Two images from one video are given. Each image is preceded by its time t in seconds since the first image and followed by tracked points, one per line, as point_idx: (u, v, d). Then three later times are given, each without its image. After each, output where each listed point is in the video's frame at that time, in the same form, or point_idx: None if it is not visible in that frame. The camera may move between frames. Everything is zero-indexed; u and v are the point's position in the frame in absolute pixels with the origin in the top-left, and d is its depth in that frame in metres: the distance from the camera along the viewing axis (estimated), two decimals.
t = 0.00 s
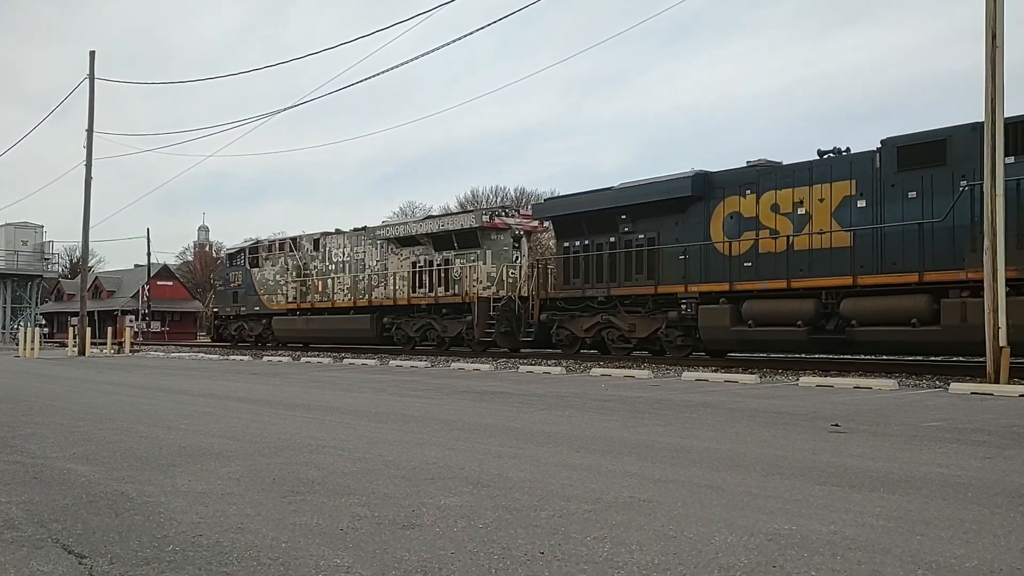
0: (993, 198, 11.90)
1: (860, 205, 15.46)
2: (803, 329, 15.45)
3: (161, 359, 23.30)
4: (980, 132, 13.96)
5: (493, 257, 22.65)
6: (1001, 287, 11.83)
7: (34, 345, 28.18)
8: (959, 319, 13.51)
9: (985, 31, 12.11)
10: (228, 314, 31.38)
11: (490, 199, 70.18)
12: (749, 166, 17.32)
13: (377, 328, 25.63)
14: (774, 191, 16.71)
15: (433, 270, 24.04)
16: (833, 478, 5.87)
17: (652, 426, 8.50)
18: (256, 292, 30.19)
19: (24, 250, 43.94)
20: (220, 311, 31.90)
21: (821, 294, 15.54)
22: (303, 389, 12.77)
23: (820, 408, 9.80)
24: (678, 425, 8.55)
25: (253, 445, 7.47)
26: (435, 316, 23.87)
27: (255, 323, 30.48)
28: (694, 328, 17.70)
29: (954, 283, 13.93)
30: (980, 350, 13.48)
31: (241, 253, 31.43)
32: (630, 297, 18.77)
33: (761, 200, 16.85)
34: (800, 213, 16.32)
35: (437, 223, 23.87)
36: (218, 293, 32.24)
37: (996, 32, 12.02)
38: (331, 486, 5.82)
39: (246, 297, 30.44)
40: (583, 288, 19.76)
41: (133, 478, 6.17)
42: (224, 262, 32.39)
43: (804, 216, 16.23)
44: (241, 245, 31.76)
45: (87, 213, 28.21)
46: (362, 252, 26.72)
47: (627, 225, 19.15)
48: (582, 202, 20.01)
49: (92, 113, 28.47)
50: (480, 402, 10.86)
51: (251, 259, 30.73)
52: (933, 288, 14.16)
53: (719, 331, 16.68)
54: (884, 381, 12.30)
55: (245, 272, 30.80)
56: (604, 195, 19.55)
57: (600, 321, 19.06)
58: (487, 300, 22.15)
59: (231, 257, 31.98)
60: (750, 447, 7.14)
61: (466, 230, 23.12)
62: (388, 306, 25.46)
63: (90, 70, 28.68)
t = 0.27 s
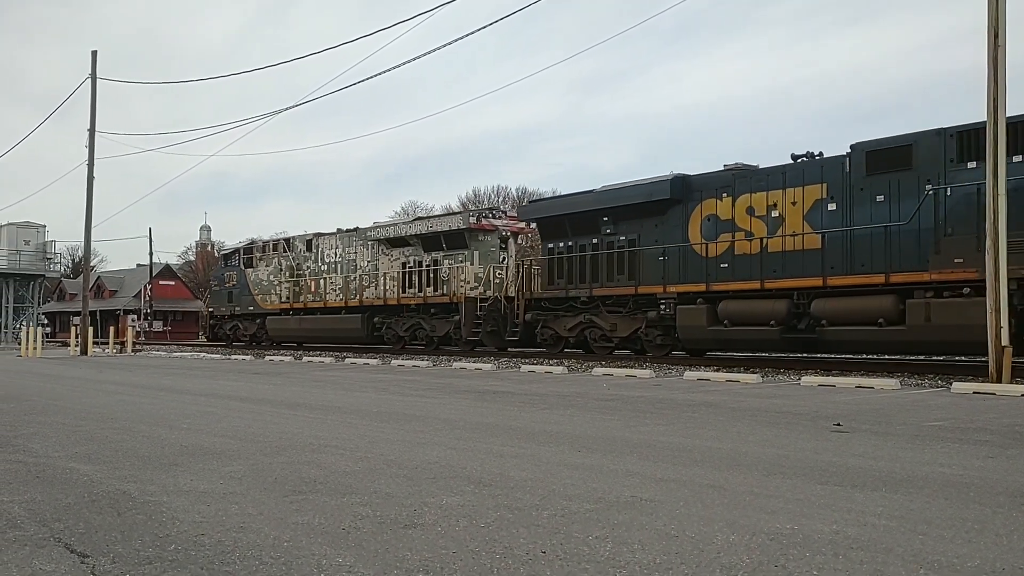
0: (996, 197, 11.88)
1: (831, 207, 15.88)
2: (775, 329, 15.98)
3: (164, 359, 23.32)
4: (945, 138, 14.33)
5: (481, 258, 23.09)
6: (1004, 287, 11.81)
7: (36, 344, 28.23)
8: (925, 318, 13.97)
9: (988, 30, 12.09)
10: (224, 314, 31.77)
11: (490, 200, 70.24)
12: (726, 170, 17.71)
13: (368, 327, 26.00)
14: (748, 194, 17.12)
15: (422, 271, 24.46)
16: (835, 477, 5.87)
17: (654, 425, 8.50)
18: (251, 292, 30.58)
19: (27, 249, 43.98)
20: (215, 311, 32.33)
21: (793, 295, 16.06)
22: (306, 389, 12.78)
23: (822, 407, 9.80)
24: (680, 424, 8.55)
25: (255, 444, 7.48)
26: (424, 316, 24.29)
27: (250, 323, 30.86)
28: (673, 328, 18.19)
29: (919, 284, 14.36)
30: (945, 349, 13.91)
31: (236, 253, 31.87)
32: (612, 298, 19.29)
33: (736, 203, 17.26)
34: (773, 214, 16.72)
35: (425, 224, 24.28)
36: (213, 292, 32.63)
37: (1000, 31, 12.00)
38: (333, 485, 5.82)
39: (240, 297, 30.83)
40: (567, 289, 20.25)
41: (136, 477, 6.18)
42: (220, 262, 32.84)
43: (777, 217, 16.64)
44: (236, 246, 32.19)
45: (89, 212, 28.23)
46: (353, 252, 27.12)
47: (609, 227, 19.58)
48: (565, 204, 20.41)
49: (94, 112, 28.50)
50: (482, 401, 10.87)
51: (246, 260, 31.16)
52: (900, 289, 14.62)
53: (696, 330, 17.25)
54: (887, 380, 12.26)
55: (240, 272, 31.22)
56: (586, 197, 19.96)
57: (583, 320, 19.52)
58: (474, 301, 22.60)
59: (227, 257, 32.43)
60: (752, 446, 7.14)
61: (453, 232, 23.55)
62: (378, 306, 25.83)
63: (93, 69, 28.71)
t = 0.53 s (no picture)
0: (998, 196, 11.87)
1: (804, 210, 16.32)
2: (750, 329, 16.34)
3: (166, 358, 23.32)
4: (911, 143, 14.83)
5: (468, 258, 23.51)
6: (1006, 286, 11.80)
7: (39, 344, 28.26)
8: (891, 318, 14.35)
9: (991, 29, 12.07)
10: (219, 314, 32.04)
11: (491, 200, 70.25)
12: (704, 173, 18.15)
13: (359, 327, 26.20)
14: (725, 197, 17.54)
15: (412, 272, 24.74)
16: (837, 477, 5.86)
17: (656, 425, 8.50)
18: (245, 292, 30.76)
19: (29, 249, 43.98)
20: (211, 311, 32.62)
21: (767, 296, 16.41)
22: (308, 388, 12.77)
23: (824, 407, 9.78)
24: (682, 424, 8.54)
25: (257, 444, 7.48)
26: (413, 315, 24.54)
27: (245, 323, 31.09)
28: (654, 327, 18.50)
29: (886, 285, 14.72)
30: (910, 348, 14.28)
31: (231, 253, 32.06)
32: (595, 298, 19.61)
33: (714, 205, 17.67)
34: (749, 217, 17.15)
35: (414, 225, 24.57)
36: (211, 293, 32.97)
37: (1002, 30, 11.99)
38: (335, 484, 5.82)
39: (235, 297, 31.06)
40: (551, 289, 20.59)
41: (137, 476, 6.19)
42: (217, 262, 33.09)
43: (752, 220, 17.07)
44: (232, 246, 32.40)
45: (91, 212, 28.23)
46: (345, 253, 27.30)
47: (592, 229, 19.95)
48: (550, 206, 20.78)
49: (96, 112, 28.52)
50: (483, 401, 10.86)
51: (241, 260, 31.34)
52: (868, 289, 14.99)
53: (674, 330, 17.58)
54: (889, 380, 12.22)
55: (235, 273, 31.41)
56: (570, 200, 20.38)
57: (567, 320, 19.87)
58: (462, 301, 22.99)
59: (223, 257, 32.66)
60: (754, 446, 7.13)
61: (442, 233, 23.80)
62: (369, 306, 26.03)
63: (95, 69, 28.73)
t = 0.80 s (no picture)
0: (1000, 195, 11.86)
1: (775, 213, 16.77)
2: (722, 328, 16.87)
3: (168, 358, 23.33)
4: (875, 149, 15.23)
5: (455, 260, 23.76)
6: (1008, 286, 11.79)
7: (41, 344, 28.28)
8: (855, 319, 14.87)
9: (993, 28, 12.06)
10: (214, 313, 32.48)
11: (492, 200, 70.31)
12: (681, 177, 18.61)
13: (349, 327, 26.69)
14: (700, 200, 17.99)
15: (400, 272, 25.11)
16: (839, 476, 5.86)
17: (658, 424, 8.49)
18: (240, 293, 31.17)
19: (31, 249, 44.01)
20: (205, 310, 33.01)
21: (739, 296, 16.92)
22: (309, 388, 12.78)
23: (827, 406, 9.78)
24: (683, 423, 8.54)
25: (259, 443, 7.49)
26: (402, 315, 25.05)
27: (239, 323, 31.46)
28: (632, 327, 19.05)
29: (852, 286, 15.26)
30: (875, 348, 14.78)
31: (225, 254, 32.47)
32: (576, 298, 20.14)
33: (690, 208, 18.12)
34: (722, 220, 17.63)
35: (403, 227, 24.98)
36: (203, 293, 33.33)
37: (1004, 29, 11.97)
38: (336, 484, 5.82)
39: (229, 297, 31.49)
40: (534, 290, 21.13)
41: (139, 476, 6.18)
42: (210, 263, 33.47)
43: (725, 223, 17.56)
44: (226, 247, 32.78)
45: (93, 212, 28.27)
46: (336, 254, 27.75)
47: (573, 231, 20.43)
48: (532, 209, 21.28)
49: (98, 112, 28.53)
50: (485, 400, 10.86)
51: (235, 261, 31.74)
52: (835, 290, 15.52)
53: (651, 330, 18.09)
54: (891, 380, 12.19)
55: (229, 273, 31.81)
56: (550, 203, 20.88)
57: (549, 320, 20.40)
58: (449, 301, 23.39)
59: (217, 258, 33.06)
60: (757, 445, 7.13)
61: (430, 234, 24.15)
62: (360, 306, 26.46)
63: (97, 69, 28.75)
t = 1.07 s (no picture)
0: (1000, 195, 11.86)
1: (748, 216, 17.19)
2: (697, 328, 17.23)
3: (168, 358, 23.32)
4: (844, 154, 15.68)
5: (442, 261, 24.24)
6: (1008, 285, 11.79)
7: (41, 343, 28.27)
8: (822, 318, 15.24)
9: (992, 28, 12.06)
10: (207, 313, 32.93)
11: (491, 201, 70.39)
12: (659, 180, 19.04)
13: (340, 326, 27.06)
14: (677, 202, 18.42)
15: (388, 272, 25.56)
16: (839, 476, 5.86)
17: (657, 424, 8.49)
18: (231, 292, 31.66)
19: (31, 249, 43.99)
20: (198, 310, 33.40)
21: (713, 297, 17.33)
22: (309, 387, 12.78)
23: (826, 406, 9.78)
24: (684, 423, 8.53)
25: (259, 443, 7.49)
26: (391, 314, 25.44)
27: (231, 322, 31.91)
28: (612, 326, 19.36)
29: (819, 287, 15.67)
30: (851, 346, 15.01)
31: (217, 255, 32.96)
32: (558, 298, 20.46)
33: (667, 211, 18.54)
34: (698, 222, 18.06)
35: (391, 228, 25.49)
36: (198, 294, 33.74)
37: (1004, 29, 11.97)
38: (336, 483, 5.82)
39: (221, 297, 31.95)
40: (517, 290, 21.47)
41: (139, 475, 6.19)
42: (203, 263, 33.95)
43: (700, 225, 18.00)
44: (218, 248, 33.26)
45: (92, 211, 28.28)
46: (326, 254, 28.21)
47: (555, 232, 20.81)
48: (515, 210, 21.70)
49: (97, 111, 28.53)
50: (485, 399, 10.84)
51: (227, 261, 32.23)
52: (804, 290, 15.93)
53: (630, 330, 18.45)
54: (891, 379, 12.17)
55: (221, 273, 32.29)
56: (531, 205, 21.28)
57: (532, 319, 20.71)
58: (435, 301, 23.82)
59: (209, 258, 33.54)
60: (756, 445, 7.13)
61: (417, 235, 24.66)
62: (349, 305, 26.87)
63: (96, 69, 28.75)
